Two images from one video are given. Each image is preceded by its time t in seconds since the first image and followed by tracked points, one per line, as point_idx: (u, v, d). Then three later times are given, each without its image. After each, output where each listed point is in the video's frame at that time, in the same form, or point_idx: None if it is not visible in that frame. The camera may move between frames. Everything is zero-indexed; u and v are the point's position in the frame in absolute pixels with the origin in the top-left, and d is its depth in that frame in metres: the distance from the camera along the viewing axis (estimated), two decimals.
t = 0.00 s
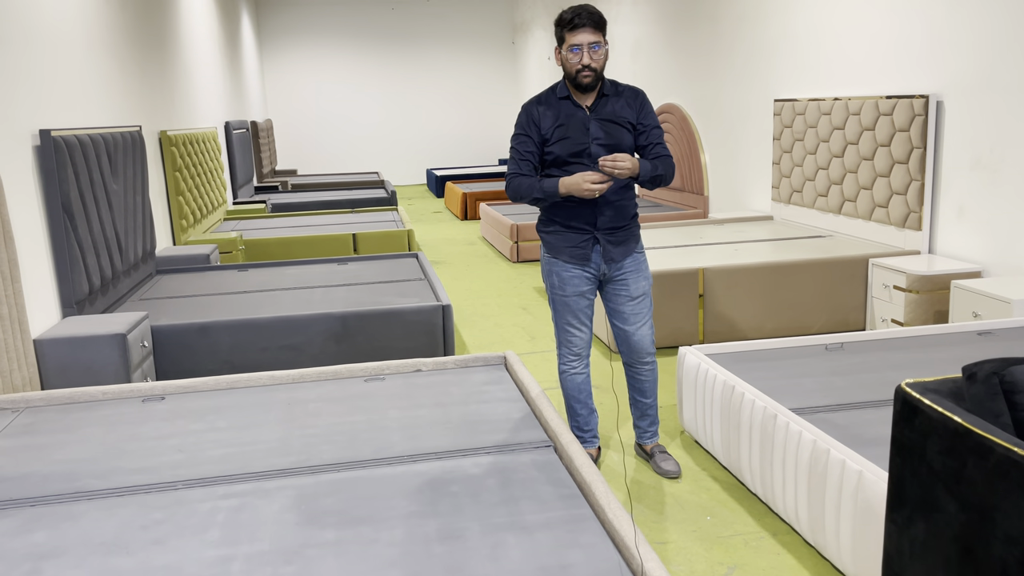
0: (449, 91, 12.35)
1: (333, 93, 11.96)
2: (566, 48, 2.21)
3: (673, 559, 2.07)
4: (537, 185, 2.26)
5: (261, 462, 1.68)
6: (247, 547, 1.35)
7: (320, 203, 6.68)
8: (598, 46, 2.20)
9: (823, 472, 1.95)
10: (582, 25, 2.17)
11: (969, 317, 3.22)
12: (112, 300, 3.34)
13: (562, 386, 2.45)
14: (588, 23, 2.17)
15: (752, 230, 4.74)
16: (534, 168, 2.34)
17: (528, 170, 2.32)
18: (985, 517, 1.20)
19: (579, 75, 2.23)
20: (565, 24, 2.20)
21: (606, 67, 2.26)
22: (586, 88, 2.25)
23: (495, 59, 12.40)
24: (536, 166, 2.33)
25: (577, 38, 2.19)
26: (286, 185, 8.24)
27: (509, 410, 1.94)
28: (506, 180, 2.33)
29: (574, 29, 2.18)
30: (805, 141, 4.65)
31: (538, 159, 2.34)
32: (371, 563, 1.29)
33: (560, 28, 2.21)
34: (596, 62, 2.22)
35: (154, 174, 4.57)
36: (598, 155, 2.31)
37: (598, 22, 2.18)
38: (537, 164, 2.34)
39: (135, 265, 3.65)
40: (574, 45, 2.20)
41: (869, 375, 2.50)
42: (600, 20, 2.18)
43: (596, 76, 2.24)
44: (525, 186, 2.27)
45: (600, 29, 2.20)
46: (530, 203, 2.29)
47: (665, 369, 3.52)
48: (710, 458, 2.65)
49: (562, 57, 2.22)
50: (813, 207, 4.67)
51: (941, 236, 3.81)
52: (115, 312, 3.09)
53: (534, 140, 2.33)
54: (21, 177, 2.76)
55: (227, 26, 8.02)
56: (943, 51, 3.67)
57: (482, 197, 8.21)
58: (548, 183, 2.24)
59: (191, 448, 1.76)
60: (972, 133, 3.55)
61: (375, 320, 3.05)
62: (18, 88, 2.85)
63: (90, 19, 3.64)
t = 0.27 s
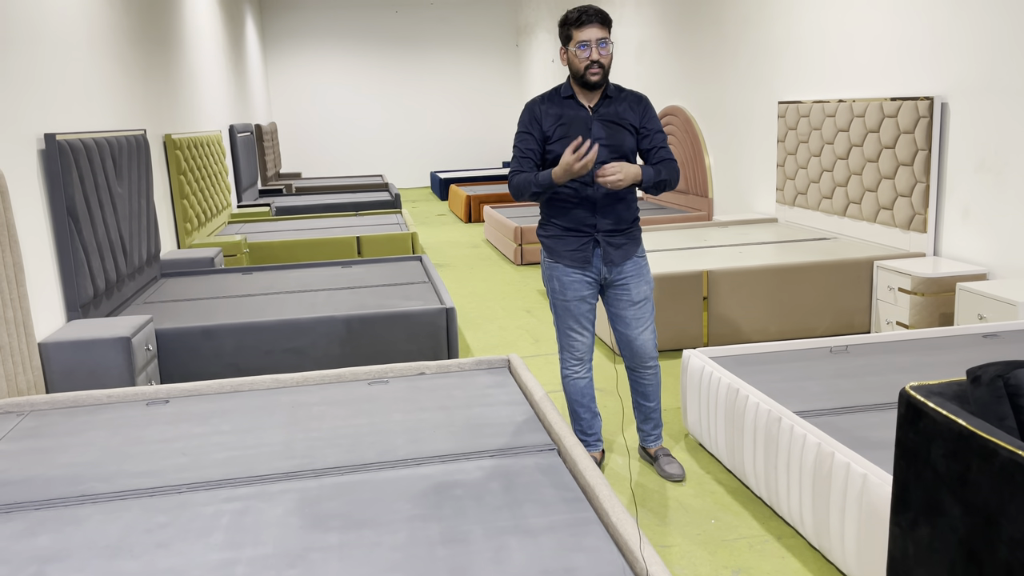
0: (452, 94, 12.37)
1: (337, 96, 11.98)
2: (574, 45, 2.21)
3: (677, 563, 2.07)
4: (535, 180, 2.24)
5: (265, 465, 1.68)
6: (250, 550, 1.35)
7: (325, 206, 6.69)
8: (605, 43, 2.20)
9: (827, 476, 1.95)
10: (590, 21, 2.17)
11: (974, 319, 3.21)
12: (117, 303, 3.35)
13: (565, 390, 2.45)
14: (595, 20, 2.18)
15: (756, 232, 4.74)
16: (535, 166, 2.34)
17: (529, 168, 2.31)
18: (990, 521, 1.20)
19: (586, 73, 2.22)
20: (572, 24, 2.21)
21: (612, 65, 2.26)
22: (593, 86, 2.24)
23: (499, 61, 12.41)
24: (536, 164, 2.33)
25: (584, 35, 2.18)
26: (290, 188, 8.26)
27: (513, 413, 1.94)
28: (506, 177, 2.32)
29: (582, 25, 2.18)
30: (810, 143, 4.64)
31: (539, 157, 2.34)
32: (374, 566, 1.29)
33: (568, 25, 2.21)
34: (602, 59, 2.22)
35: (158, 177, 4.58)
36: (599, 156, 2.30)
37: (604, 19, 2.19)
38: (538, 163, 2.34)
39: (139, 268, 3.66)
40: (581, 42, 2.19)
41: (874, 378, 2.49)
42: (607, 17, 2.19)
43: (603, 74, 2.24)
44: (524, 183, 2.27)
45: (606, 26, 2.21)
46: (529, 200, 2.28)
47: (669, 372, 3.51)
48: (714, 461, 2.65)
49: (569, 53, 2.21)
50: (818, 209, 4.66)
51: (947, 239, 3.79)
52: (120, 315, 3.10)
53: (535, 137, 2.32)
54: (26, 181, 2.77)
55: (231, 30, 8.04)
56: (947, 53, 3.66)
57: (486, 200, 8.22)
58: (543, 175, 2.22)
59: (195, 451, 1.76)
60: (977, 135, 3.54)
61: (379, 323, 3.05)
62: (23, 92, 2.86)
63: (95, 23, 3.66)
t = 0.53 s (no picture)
0: (455, 97, 12.39)
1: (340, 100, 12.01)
2: (573, 47, 2.22)
3: (677, 566, 2.07)
4: (535, 187, 2.27)
5: (266, 470, 1.69)
6: (251, 555, 1.35)
7: (327, 210, 6.70)
8: (604, 46, 2.20)
9: (828, 480, 1.95)
10: (588, 23, 2.19)
11: (975, 322, 3.21)
12: (119, 308, 3.36)
13: (565, 394, 2.45)
14: (594, 23, 2.19)
15: (758, 236, 4.74)
16: (535, 171, 2.36)
17: (529, 172, 2.34)
18: (989, 525, 1.20)
19: (585, 75, 2.23)
20: (572, 27, 2.23)
21: (612, 69, 2.26)
22: (592, 88, 2.25)
23: (501, 65, 12.43)
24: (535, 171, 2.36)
25: (583, 37, 2.20)
26: (293, 192, 8.27)
27: (513, 417, 1.94)
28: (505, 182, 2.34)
29: (581, 27, 2.20)
30: (811, 146, 4.64)
31: (538, 161, 2.36)
32: (374, 570, 1.30)
33: (568, 28, 2.23)
34: (602, 61, 2.22)
35: (160, 182, 4.59)
36: (597, 159, 2.31)
37: (604, 22, 2.20)
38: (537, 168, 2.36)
39: (141, 273, 3.67)
40: (580, 44, 2.21)
41: (875, 381, 2.49)
42: (607, 21, 2.20)
43: (602, 77, 2.24)
44: (523, 187, 2.28)
45: (606, 29, 2.22)
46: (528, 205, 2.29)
47: (670, 375, 3.52)
48: (715, 465, 2.65)
49: (568, 56, 2.23)
50: (819, 212, 4.66)
51: (948, 241, 3.79)
52: (122, 320, 3.11)
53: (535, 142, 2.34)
54: (29, 186, 2.79)
55: (234, 35, 8.06)
56: (948, 56, 3.66)
57: (488, 203, 8.23)
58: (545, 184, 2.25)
59: (197, 456, 1.76)
60: (977, 138, 3.54)
61: (380, 327, 3.06)
62: (25, 97, 2.87)
63: (97, 29, 3.67)
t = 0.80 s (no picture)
0: (454, 101, 12.40)
1: (339, 104, 12.03)
2: (572, 49, 2.23)
3: (675, 569, 2.07)
4: (538, 191, 2.28)
5: (266, 473, 1.69)
6: (250, 558, 1.35)
7: (327, 213, 6.71)
8: (604, 46, 2.21)
9: (826, 482, 1.95)
10: (587, 25, 2.20)
11: (974, 324, 3.21)
12: (119, 311, 3.36)
13: (565, 396, 2.45)
14: (593, 25, 2.21)
15: (757, 238, 4.74)
16: (538, 173, 2.37)
17: (532, 175, 2.35)
18: (986, 527, 1.20)
19: (585, 75, 2.23)
20: (571, 30, 2.24)
21: (612, 70, 2.27)
22: (592, 89, 2.25)
23: (500, 68, 12.45)
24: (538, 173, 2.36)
25: (582, 39, 2.21)
26: (293, 195, 8.28)
27: (512, 420, 1.95)
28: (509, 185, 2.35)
29: (579, 29, 2.21)
30: (810, 149, 4.65)
31: (540, 163, 2.36)
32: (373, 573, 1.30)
33: (566, 31, 2.25)
34: (602, 62, 2.23)
35: (160, 186, 4.60)
36: (599, 160, 2.31)
37: (602, 24, 2.22)
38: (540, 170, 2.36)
39: (141, 276, 3.67)
40: (579, 45, 2.22)
41: (874, 383, 2.50)
42: (604, 23, 2.22)
43: (602, 77, 2.24)
44: (527, 191, 2.30)
45: (605, 31, 2.23)
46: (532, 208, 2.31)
47: (670, 378, 3.52)
48: (715, 468, 2.65)
49: (568, 58, 2.23)
50: (818, 214, 4.67)
51: (947, 243, 3.80)
52: (122, 324, 3.11)
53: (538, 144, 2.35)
54: (28, 190, 2.79)
55: (233, 39, 8.08)
56: (946, 58, 3.67)
57: (487, 206, 8.23)
58: (550, 186, 2.26)
59: (196, 459, 1.77)
60: (976, 140, 3.55)
61: (379, 330, 3.06)
62: (25, 102, 2.88)
63: (97, 33, 3.68)
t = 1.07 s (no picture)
0: (452, 103, 12.41)
1: (337, 106, 12.03)
2: (581, 43, 2.24)
3: (673, 570, 2.07)
4: (547, 193, 2.29)
5: (264, 475, 1.69)
6: (248, 560, 1.35)
7: (324, 215, 6.71)
8: (613, 45, 2.22)
9: (824, 482, 1.95)
10: (600, 22, 2.21)
11: (971, 325, 3.22)
12: (117, 314, 3.36)
13: (567, 396, 2.45)
14: (606, 23, 2.22)
15: (754, 240, 4.75)
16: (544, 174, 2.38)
17: (539, 176, 2.36)
18: (982, 527, 1.20)
19: (589, 71, 2.24)
20: (584, 25, 2.25)
21: (618, 70, 2.28)
22: (596, 85, 2.25)
23: (498, 71, 12.46)
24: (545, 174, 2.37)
25: (593, 34, 2.21)
26: (290, 197, 8.28)
27: (510, 422, 1.95)
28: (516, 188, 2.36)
29: (592, 24, 2.22)
30: (807, 151, 4.66)
31: (546, 164, 2.37)
32: None
33: (578, 26, 2.25)
34: (609, 60, 2.23)
35: (158, 188, 4.60)
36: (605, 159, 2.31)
37: (615, 24, 2.24)
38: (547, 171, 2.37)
39: (139, 279, 3.67)
40: (589, 40, 2.22)
41: (871, 384, 2.50)
42: (617, 23, 2.24)
43: (607, 75, 2.25)
44: (535, 193, 2.31)
45: (616, 32, 2.25)
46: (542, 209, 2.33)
47: (667, 380, 3.52)
48: (712, 469, 2.65)
49: (576, 51, 2.24)
50: (815, 216, 4.68)
51: (943, 245, 3.81)
52: (119, 326, 3.11)
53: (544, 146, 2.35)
54: (26, 192, 2.79)
55: (231, 41, 8.09)
56: (941, 60, 3.68)
57: (485, 208, 8.24)
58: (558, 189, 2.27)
59: (194, 461, 1.77)
60: (972, 141, 3.56)
61: (377, 332, 3.06)
62: (22, 105, 2.88)
63: (94, 36, 3.69)
